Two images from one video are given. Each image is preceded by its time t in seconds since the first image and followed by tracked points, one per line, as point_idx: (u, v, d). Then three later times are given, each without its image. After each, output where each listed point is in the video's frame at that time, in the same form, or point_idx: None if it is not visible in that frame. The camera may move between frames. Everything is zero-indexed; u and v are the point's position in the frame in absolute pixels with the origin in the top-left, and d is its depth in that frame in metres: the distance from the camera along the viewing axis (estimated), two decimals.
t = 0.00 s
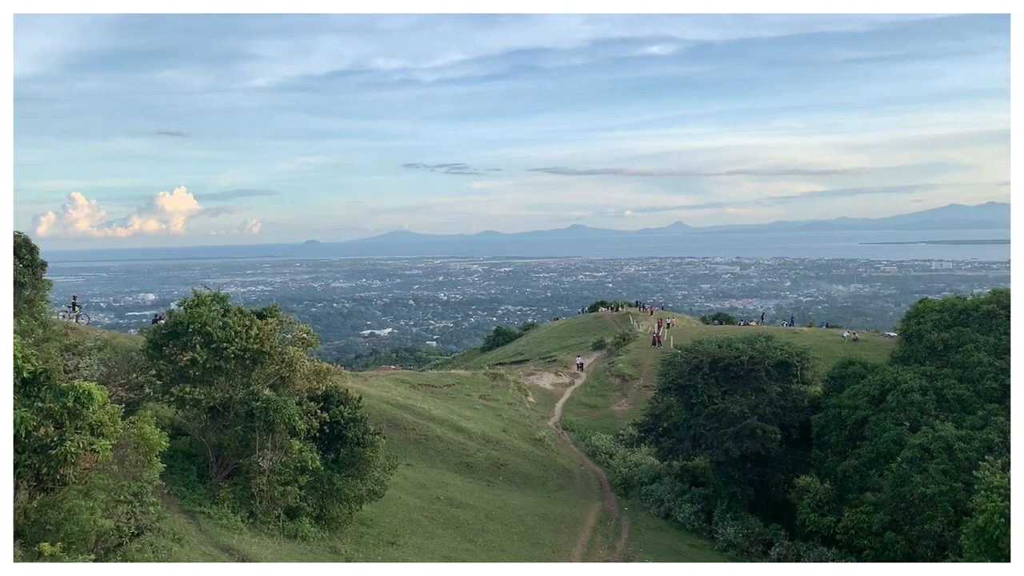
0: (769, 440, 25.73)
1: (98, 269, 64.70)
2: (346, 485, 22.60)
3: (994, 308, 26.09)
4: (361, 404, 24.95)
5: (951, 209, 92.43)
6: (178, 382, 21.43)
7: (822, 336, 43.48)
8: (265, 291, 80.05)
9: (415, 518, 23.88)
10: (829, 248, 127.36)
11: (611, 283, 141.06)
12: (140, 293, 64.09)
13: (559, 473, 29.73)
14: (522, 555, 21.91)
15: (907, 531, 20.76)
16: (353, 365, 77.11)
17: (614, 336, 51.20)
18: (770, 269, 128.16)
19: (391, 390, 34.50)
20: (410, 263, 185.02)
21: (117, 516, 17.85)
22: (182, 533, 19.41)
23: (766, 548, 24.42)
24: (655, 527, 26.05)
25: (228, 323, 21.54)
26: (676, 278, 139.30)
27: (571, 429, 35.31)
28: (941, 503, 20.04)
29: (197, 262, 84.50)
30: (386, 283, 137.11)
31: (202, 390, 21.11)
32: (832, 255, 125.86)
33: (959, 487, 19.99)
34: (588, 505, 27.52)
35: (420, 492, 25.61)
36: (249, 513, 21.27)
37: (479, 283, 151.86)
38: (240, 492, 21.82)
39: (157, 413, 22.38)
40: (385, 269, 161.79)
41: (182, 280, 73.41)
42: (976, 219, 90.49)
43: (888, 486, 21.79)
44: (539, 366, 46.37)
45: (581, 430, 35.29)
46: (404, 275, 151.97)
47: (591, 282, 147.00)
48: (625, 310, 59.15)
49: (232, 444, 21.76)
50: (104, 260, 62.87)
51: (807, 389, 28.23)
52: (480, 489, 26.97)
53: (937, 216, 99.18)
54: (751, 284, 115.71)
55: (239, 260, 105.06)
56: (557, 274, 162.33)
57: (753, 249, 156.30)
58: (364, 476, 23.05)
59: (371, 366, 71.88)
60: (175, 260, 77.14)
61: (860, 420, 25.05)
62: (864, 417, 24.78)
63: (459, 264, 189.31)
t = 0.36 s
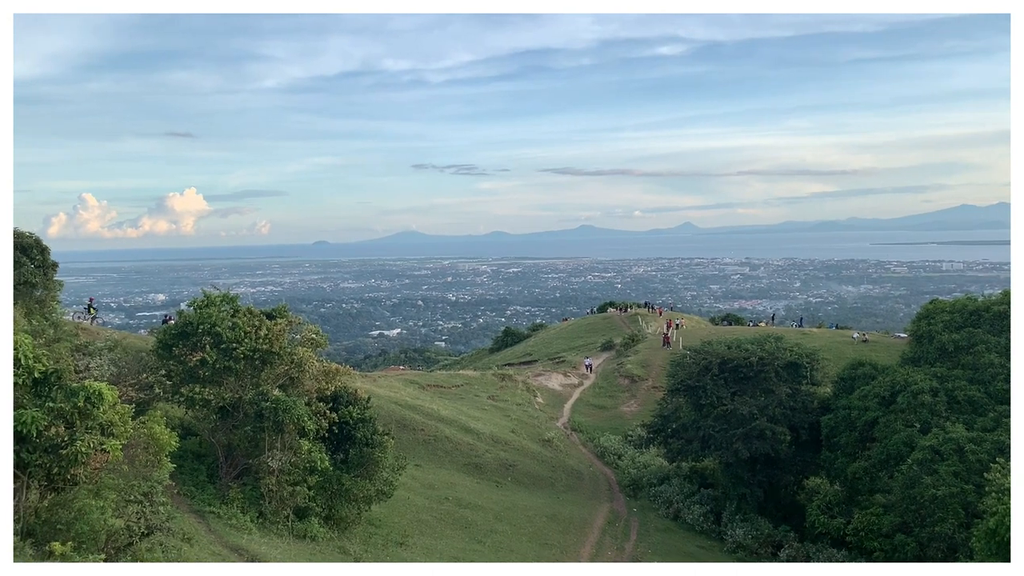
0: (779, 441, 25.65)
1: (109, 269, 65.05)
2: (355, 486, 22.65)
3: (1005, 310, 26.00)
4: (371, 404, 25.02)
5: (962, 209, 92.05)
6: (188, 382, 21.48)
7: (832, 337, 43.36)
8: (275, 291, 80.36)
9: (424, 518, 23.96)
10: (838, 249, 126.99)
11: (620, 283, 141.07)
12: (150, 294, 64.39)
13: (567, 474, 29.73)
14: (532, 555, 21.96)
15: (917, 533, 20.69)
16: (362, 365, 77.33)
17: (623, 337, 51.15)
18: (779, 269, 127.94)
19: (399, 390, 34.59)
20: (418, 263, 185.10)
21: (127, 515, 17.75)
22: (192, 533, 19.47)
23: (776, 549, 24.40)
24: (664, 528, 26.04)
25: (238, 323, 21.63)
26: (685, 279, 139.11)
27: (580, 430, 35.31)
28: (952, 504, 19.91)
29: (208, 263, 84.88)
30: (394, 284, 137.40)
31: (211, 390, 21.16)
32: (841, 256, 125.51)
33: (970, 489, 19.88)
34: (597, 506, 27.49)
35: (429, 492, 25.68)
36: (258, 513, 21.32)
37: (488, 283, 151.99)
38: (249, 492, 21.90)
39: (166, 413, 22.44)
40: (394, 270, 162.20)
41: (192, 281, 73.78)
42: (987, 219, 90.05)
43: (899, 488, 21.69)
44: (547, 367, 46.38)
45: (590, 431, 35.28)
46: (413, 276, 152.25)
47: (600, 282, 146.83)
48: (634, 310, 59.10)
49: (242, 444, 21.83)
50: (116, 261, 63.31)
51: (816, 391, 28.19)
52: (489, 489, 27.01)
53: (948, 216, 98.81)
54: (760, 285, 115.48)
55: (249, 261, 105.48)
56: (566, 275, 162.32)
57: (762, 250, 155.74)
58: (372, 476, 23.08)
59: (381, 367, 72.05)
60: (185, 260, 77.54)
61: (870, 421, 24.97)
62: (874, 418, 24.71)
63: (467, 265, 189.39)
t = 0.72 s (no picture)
0: (785, 443, 25.61)
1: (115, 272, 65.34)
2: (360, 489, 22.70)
3: (1012, 311, 25.96)
4: (376, 407, 25.08)
5: (968, 210, 91.74)
6: (194, 385, 21.53)
7: (838, 339, 43.28)
8: (281, 293, 80.53)
9: (430, 520, 24.02)
10: (844, 251, 126.78)
11: (625, 285, 141.05)
12: (157, 296, 64.60)
13: (573, 476, 29.72)
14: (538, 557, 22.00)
15: (924, 535, 20.66)
16: (368, 367, 77.42)
17: (628, 339, 51.10)
18: (785, 271, 127.73)
19: (405, 393, 34.63)
20: (423, 266, 185.27)
21: (133, 518, 17.70)
22: (198, 535, 19.52)
23: (782, 552, 24.38)
24: (670, 531, 26.05)
25: (244, 326, 21.69)
26: (690, 281, 139.00)
27: (586, 432, 35.32)
28: (959, 507, 19.84)
29: (214, 265, 85.14)
30: (399, 287, 137.56)
31: (217, 393, 21.20)
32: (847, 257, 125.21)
33: (977, 492, 19.81)
34: (603, 509, 27.49)
35: (434, 494, 25.74)
36: (264, 515, 21.38)
37: (493, 285, 152.02)
38: (256, 494, 21.96)
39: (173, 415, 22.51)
40: (399, 272, 162.32)
41: (198, 283, 74.01)
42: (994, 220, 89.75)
43: (905, 490, 21.65)
44: (553, 369, 46.35)
45: (596, 433, 35.29)
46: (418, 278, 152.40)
47: (605, 284, 146.81)
48: (640, 312, 59.05)
49: (248, 446, 21.87)
50: (123, 264, 63.59)
51: (822, 393, 28.16)
52: (494, 492, 27.05)
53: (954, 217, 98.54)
54: (766, 286, 115.30)
55: (254, 264, 105.75)
56: (572, 277, 162.48)
57: (767, 252, 155.43)
58: (378, 478, 23.14)
59: (387, 369, 72.13)
60: (190, 263, 77.75)
61: (876, 423, 24.93)
62: (880, 420, 24.68)
63: (472, 267, 189.46)
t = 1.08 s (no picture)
0: (787, 445, 25.59)
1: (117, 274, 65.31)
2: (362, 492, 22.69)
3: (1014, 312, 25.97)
4: (378, 409, 25.09)
5: (970, 212, 91.55)
6: (196, 388, 21.52)
7: (840, 341, 43.23)
8: (282, 296, 80.47)
9: (432, 522, 24.02)
10: (845, 252, 126.66)
11: (626, 288, 140.92)
12: (158, 299, 64.59)
13: (574, 478, 29.68)
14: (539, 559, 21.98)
15: (926, 538, 20.64)
16: (370, 370, 77.36)
17: (630, 341, 51.06)
18: (786, 273, 127.58)
19: (407, 395, 34.62)
20: (425, 268, 185.35)
21: (135, 521, 17.71)
22: (200, 538, 19.51)
23: (784, 554, 24.37)
24: (672, 533, 26.04)
25: (246, 328, 21.71)
26: (692, 283, 138.90)
27: (587, 435, 35.28)
28: (961, 509, 19.80)
29: (215, 268, 85.10)
30: (401, 289, 137.52)
31: (219, 396, 21.21)
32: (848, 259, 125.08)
33: (979, 494, 19.77)
34: (604, 511, 27.45)
35: (436, 497, 25.73)
36: (266, 518, 21.37)
37: (494, 288, 151.91)
38: (257, 497, 21.95)
39: (175, 418, 22.52)
40: (401, 275, 162.31)
41: (200, 286, 73.96)
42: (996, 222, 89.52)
43: (908, 492, 21.62)
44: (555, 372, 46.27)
45: (597, 435, 35.30)
46: (419, 281, 152.30)
47: (607, 286, 146.69)
48: (641, 314, 58.98)
49: (250, 449, 21.86)
50: (125, 267, 63.69)
51: (824, 395, 28.14)
52: (496, 494, 27.03)
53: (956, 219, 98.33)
54: (767, 288, 115.14)
55: (256, 267, 105.76)
56: (573, 279, 162.31)
57: (768, 254, 155.35)
58: (379, 481, 23.13)
59: (389, 372, 72.08)
60: (192, 266, 77.71)
61: (878, 425, 24.91)
62: (883, 422, 24.66)
63: (474, 270, 189.06)
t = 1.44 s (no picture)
0: (781, 447, 25.63)
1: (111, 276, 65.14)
2: (356, 494, 22.68)
3: (1007, 315, 26.08)
4: (373, 412, 25.07)
5: (963, 215, 91.80)
6: (191, 390, 21.49)
7: (834, 343, 43.31)
8: (277, 298, 80.35)
9: (427, 524, 24.01)
10: (840, 255, 126.92)
11: (621, 290, 141.00)
12: (153, 300, 64.48)
13: (569, 480, 29.67)
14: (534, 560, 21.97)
15: (921, 540, 20.64)
16: (364, 373, 77.29)
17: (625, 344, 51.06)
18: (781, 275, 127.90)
19: (402, 397, 34.63)
20: (420, 270, 185.09)
21: (129, 523, 17.49)
22: (194, 540, 19.44)
23: (779, 556, 24.39)
24: (667, 535, 26.07)
25: (240, 331, 21.68)
26: (687, 286, 139.07)
27: (582, 437, 35.30)
28: (955, 511, 19.79)
29: (209, 270, 84.93)
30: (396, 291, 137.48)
31: (213, 398, 21.20)
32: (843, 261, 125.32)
33: (973, 496, 19.77)
34: (598, 513, 27.46)
35: (431, 499, 25.72)
36: (260, 520, 21.32)
37: (489, 290, 151.91)
38: (251, 499, 21.91)
39: (169, 420, 22.49)
40: (397, 276, 162.25)
41: (194, 288, 73.81)
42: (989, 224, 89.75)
43: (902, 494, 21.66)
44: (550, 374, 46.28)
45: (592, 437, 35.32)
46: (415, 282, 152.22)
47: (602, 288, 146.80)
48: (636, 317, 59.03)
49: (244, 451, 21.80)
50: (119, 268, 63.46)
51: (818, 397, 28.18)
52: (491, 496, 27.03)
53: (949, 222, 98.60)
54: (762, 291, 115.36)
55: (251, 269, 105.64)
56: (569, 281, 162.39)
57: (764, 257, 155.63)
58: (374, 483, 23.12)
59: (383, 374, 72.01)
60: (187, 268, 77.56)
61: (872, 427, 24.96)
62: (877, 424, 24.71)
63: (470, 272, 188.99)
